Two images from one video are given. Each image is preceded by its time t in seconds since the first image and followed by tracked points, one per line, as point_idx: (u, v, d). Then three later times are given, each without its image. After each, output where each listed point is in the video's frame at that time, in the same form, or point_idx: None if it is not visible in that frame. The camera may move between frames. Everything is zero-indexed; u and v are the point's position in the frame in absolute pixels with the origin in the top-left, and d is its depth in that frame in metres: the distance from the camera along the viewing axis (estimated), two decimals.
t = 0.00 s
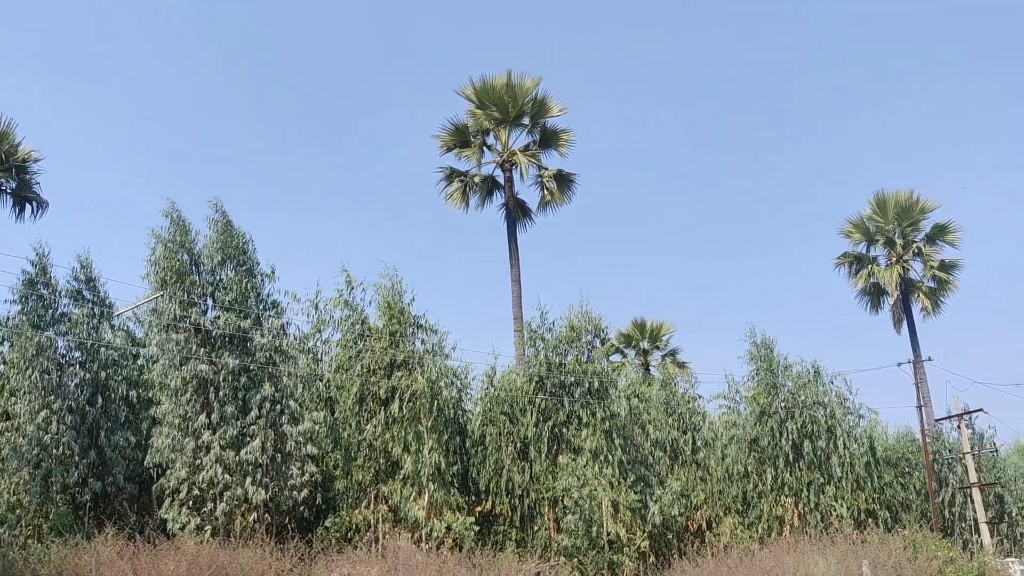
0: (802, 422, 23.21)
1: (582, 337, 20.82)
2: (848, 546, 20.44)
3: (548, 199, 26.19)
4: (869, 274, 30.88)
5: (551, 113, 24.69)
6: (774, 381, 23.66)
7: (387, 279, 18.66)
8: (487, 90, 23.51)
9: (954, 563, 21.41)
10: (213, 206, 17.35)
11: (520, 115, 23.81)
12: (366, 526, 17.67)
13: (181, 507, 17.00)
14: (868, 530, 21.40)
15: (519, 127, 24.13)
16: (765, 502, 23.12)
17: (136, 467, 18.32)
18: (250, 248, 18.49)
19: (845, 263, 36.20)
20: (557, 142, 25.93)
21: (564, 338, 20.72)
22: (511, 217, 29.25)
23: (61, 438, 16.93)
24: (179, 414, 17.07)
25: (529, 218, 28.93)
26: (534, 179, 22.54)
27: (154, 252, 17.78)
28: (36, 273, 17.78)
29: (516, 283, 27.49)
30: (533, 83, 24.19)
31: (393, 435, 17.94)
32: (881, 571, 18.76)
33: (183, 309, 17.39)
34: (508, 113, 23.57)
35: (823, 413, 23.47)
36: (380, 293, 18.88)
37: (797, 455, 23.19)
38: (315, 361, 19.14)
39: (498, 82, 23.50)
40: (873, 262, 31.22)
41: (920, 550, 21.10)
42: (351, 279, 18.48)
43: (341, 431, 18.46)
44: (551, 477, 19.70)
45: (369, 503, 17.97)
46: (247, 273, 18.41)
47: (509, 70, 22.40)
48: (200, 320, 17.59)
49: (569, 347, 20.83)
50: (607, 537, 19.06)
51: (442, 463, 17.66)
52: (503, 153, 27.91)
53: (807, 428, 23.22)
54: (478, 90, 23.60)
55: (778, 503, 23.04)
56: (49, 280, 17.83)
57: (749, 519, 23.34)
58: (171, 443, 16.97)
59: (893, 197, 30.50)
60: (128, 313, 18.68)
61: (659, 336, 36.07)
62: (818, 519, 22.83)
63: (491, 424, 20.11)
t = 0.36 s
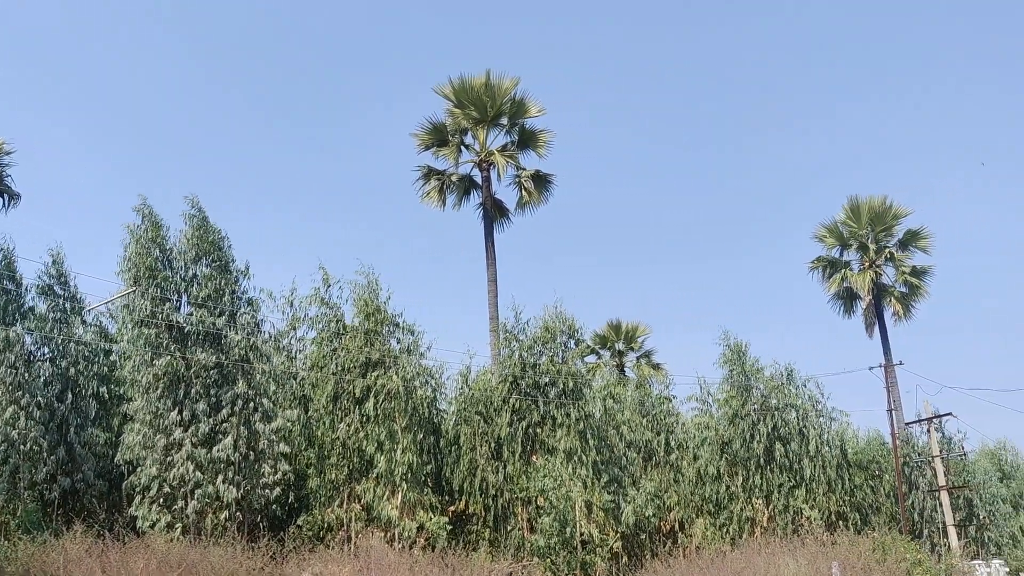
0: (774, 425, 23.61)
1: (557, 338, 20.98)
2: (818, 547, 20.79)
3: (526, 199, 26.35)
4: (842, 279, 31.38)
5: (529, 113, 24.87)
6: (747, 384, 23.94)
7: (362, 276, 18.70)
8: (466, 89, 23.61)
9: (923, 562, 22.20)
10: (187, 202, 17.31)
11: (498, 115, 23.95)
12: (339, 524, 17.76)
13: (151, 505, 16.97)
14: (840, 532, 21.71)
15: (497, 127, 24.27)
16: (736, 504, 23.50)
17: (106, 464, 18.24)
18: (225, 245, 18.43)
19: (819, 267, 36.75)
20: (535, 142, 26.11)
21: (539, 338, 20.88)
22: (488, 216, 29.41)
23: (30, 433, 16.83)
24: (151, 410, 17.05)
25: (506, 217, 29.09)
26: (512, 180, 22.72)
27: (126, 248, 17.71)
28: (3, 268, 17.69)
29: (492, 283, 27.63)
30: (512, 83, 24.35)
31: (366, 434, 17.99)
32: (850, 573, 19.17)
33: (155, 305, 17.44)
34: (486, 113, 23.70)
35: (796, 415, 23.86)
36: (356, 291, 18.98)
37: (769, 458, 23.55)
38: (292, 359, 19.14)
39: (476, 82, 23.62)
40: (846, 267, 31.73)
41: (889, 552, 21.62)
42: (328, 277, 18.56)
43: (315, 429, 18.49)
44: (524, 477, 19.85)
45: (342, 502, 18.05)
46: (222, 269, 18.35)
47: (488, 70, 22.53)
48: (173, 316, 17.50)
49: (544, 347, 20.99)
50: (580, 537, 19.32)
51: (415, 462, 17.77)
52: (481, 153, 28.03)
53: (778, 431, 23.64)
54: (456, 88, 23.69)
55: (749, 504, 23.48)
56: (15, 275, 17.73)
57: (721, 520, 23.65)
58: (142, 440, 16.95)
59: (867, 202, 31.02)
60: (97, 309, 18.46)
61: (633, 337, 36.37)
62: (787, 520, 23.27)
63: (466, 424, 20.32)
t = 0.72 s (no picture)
0: (714, 427, 24.34)
1: (503, 337, 21.23)
2: (754, 547, 21.49)
3: (475, 198, 26.63)
4: (784, 284, 32.39)
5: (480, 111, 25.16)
6: (688, 385, 24.70)
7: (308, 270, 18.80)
8: (417, 86, 23.77)
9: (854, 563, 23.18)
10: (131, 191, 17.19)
11: (449, 112, 24.24)
12: (278, 521, 17.87)
13: (85, 500, 16.81)
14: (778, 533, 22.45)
15: (448, 124, 24.50)
16: (675, 504, 24.10)
17: (39, 457, 18.02)
18: (169, 236, 18.29)
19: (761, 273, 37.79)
20: (485, 141, 26.43)
21: (485, 337, 21.06)
22: (438, 214, 29.63)
23: None
24: (86, 403, 16.87)
25: (456, 215, 29.33)
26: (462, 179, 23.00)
27: (65, 237, 17.50)
28: None
29: (440, 281, 27.86)
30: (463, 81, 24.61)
31: (307, 431, 18.12)
32: (784, 573, 19.99)
33: (93, 296, 17.14)
34: (436, 109, 23.92)
35: (735, 417, 24.55)
36: (302, 285, 19.04)
37: (710, 458, 24.27)
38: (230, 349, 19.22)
39: (427, 78, 23.81)
40: (787, 272, 32.76)
41: (823, 552, 22.50)
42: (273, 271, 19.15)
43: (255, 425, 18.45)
44: (467, 476, 20.19)
45: (282, 499, 18.12)
46: (165, 260, 18.12)
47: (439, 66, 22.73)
48: (111, 307, 17.38)
49: (489, 347, 21.17)
50: (521, 535, 19.72)
51: (357, 459, 17.89)
52: (431, 150, 28.22)
53: (719, 433, 24.36)
54: (407, 85, 23.83)
55: (688, 504, 24.09)
56: None
57: (659, 519, 24.25)
58: (77, 434, 16.79)
59: (809, 210, 32.09)
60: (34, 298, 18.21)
61: (580, 338, 36.92)
62: (725, 520, 23.96)
63: (409, 422, 20.41)
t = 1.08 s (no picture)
0: (638, 424, 23.93)
1: (432, 332, 20.52)
2: (674, 543, 21.08)
3: (407, 191, 25.68)
4: (709, 285, 32.36)
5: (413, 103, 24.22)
6: (614, 382, 24.22)
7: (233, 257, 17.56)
8: (350, 75, 22.66)
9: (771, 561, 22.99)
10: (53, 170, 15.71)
11: (382, 103, 23.16)
12: (196, 515, 16.71)
13: None
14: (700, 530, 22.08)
15: (380, 116, 23.46)
16: (599, 500, 23.61)
17: None
18: (93, 221, 16.84)
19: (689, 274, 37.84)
20: (418, 133, 25.54)
21: (412, 332, 20.26)
22: (369, 205, 28.54)
23: None
24: None
25: (387, 208, 28.31)
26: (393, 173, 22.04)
27: None
28: None
29: (369, 273, 26.81)
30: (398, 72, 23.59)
31: (229, 423, 16.95)
32: (703, 568, 19.50)
33: (7, 280, 15.55)
34: (369, 100, 22.85)
35: (659, 415, 24.25)
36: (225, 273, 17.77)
37: (633, 456, 23.82)
38: (154, 345, 17.55)
39: (360, 68, 22.74)
40: (713, 274, 32.76)
41: (739, 548, 22.39)
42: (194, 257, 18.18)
43: (173, 417, 17.23)
44: (392, 471, 19.28)
45: (201, 492, 17.03)
46: (86, 246, 16.68)
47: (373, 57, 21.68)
48: (27, 293, 15.80)
49: (418, 342, 20.43)
50: (445, 531, 18.80)
51: (281, 452, 16.92)
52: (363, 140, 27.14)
53: (642, 430, 23.94)
54: (340, 73, 22.71)
55: (612, 500, 23.60)
56: None
57: (583, 515, 23.90)
58: None
59: (736, 212, 32.15)
60: None
61: (510, 334, 36.29)
62: (648, 517, 23.48)
63: (333, 417, 19.41)
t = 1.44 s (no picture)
0: (571, 409, 23.52)
1: (366, 316, 19.56)
2: (601, 527, 20.60)
3: (341, 173, 24.47)
4: (642, 274, 32.00)
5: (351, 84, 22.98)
6: (548, 367, 23.76)
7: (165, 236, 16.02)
8: (285, 54, 21.31)
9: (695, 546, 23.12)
10: None
11: (317, 83, 21.90)
12: (119, 500, 15.32)
13: None
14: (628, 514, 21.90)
15: (316, 96, 22.18)
16: (530, 484, 22.98)
17: None
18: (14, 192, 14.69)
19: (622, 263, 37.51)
20: (354, 114, 24.36)
21: (346, 315, 19.31)
22: (302, 186, 27.20)
23: None
24: None
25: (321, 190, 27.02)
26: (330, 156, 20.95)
27: None
28: None
29: (301, 255, 25.54)
30: (334, 50, 22.35)
31: (155, 405, 15.66)
32: (629, 550, 18.98)
33: None
34: (304, 80, 21.56)
35: (591, 400, 23.87)
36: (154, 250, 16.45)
37: (565, 441, 23.36)
38: (77, 323, 15.99)
39: (296, 46, 21.39)
40: (646, 263, 32.40)
41: (666, 531, 22.46)
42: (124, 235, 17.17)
43: (96, 397, 15.77)
44: (322, 454, 18.23)
45: (125, 476, 15.63)
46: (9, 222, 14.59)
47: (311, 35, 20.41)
48: None
49: (350, 326, 19.44)
50: (375, 516, 17.29)
51: (209, 435, 15.74)
52: (297, 119, 25.75)
53: (576, 415, 23.55)
54: (274, 51, 21.32)
55: (542, 484, 23.00)
56: None
57: (514, 501, 23.08)
58: None
59: (670, 202, 31.87)
60: None
61: (445, 320, 35.31)
62: (578, 502, 23.11)
63: (263, 399, 18.25)
